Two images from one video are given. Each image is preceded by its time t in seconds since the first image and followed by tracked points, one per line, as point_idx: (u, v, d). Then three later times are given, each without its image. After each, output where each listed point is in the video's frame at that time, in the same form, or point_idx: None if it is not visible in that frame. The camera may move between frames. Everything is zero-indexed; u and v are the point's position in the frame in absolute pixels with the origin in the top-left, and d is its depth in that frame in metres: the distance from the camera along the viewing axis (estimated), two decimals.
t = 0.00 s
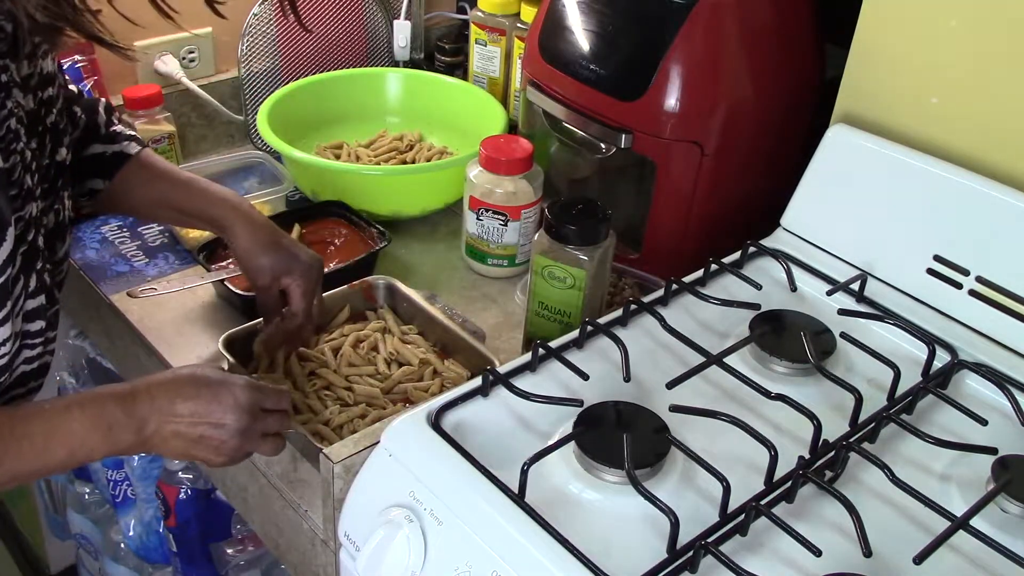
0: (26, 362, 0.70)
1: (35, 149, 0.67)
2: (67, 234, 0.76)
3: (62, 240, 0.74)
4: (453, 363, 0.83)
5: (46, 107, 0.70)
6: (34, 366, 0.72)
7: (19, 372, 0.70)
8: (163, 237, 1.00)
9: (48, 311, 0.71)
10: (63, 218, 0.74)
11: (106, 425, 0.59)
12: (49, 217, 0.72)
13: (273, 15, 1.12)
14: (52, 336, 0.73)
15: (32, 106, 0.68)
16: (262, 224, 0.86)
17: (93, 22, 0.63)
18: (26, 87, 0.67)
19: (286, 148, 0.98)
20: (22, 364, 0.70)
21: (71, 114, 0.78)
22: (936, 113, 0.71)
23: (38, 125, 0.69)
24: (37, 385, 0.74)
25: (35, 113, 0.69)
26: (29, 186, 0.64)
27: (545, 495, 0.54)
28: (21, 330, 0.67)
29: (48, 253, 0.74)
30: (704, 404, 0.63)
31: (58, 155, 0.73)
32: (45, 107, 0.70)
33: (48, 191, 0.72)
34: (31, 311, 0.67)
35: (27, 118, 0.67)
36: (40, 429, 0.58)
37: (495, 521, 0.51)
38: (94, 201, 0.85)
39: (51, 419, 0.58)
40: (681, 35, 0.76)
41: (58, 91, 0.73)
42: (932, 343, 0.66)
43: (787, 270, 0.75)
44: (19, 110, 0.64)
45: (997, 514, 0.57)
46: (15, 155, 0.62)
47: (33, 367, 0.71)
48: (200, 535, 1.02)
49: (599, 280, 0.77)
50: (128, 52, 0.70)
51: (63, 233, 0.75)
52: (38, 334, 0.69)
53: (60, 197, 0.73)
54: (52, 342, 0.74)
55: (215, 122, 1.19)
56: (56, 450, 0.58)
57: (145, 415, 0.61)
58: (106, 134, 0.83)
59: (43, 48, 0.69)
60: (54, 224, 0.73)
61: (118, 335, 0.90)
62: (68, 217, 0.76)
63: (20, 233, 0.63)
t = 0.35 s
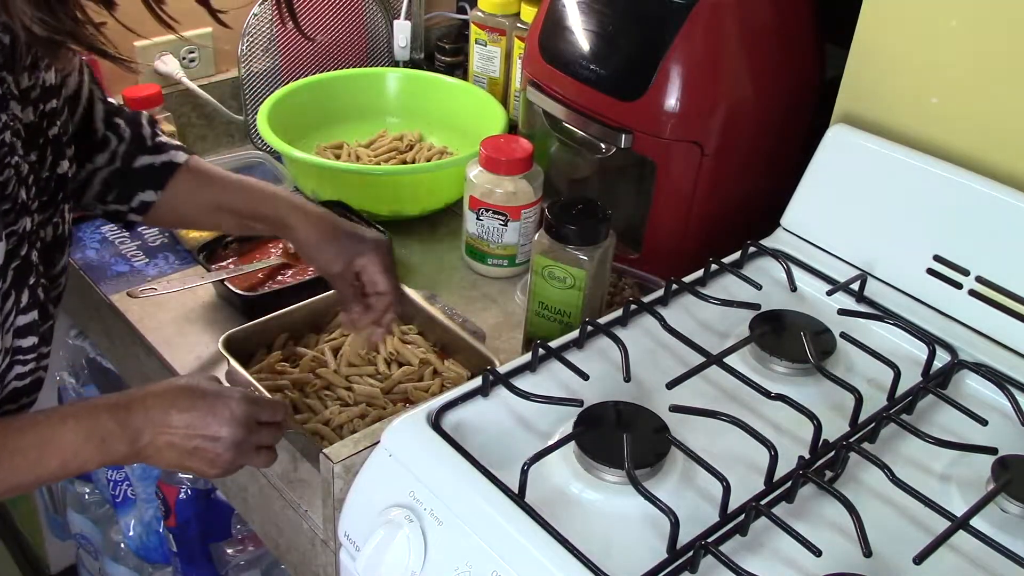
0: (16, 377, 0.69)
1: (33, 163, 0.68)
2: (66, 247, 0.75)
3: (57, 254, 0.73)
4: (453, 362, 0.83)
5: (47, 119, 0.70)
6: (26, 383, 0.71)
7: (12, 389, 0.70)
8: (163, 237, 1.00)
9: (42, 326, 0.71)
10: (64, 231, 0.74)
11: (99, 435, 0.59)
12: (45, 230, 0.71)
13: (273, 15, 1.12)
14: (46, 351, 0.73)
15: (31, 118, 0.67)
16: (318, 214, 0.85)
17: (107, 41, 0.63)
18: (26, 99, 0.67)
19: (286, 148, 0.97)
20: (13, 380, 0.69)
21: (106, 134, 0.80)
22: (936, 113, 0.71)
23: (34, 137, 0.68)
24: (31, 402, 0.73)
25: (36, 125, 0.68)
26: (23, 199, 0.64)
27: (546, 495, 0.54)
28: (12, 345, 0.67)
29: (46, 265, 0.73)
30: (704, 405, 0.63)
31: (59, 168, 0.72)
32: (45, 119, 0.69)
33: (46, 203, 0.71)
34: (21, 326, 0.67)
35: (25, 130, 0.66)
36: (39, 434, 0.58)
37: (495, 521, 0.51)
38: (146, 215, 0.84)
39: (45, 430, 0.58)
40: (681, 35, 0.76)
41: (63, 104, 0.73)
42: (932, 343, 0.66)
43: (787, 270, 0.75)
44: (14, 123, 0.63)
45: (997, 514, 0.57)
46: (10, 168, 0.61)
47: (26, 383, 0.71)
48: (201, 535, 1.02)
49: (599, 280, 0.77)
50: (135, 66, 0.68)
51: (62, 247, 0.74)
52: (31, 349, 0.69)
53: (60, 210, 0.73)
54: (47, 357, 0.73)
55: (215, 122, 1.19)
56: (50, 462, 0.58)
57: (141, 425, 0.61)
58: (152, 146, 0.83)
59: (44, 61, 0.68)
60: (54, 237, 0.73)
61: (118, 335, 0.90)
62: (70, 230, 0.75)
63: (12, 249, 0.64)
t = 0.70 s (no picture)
0: (15, 393, 0.67)
1: (37, 176, 0.69)
2: (71, 263, 0.74)
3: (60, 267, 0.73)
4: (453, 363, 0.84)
5: (57, 132, 0.70)
6: (24, 399, 0.68)
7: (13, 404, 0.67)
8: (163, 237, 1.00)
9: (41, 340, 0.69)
10: (70, 244, 0.73)
11: (102, 444, 0.59)
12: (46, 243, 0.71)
13: (273, 15, 1.12)
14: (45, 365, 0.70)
15: (37, 130, 0.68)
16: (343, 270, 0.82)
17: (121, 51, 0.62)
18: (33, 113, 0.67)
19: (286, 148, 0.97)
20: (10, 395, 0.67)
21: (135, 172, 0.79)
22: (936, 113, 0.71)
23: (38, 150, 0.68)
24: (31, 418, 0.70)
25: (43, 138, 0.69)
26: (25, 213, 0.64)
27: (546, 495, 0.54)
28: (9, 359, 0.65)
29: (48, 279, 0.73)
30: (704, 405, 0.63)
31: (67, 182, 0.72)
32: (54, 132, 0.70)
33: (51, 215, 0.71)
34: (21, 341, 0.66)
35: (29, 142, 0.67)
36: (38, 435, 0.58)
37: (496, 521, 0.51)
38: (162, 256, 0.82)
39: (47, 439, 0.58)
40: (682, 36, 0.76)
41: (78, 120, 0.73)
42: (932, 343, 0.66)
43: (787, 270, 0.75)
44: (19, 136, 0.64)
45: (997, 514, 0.57)
46: (10, 182, 0.61)
47: (24, 399, 0.68)
48: (201, 534, 1.02)
49: (599, 280, 0.77)
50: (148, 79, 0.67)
51: (68, 261, 0.73)
52: (30, 364, 0.67)
53: (67, 224, 0.72)
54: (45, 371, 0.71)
55: (214, 121, 1.19)
56: (52, 465, 0.58)
57: (145, 432, 0.61)
58: (179, 190, 0.81)
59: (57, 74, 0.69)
60: (59, 250, 0.72)
61: (118, 335, 0.90)
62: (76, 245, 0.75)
63: (11, 262, 0.63)
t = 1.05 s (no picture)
0: (29, 394, 0.64)
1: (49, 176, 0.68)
2: (81, 263, 0.73)
3: (72, 265, 0.72)
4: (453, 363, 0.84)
5: (68, 132, 0.69)
6: (39, 399, 0.66)
7: (27, 406, 0.64)
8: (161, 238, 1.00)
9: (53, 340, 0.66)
10: (81, 244, 0.72)
11: (125, 437, 0.59)
12: (61, 243, 0.70)
13: (273, 15, 1.12)
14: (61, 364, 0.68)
15: (49, 132, 0.68)
16: (321, 267, 0.84)
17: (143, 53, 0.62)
18: (46, 113, 0.67)
19: (286, 148, 0.97)
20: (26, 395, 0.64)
21: (111, 172, 0.77)
22: (936, 113, 0.71)
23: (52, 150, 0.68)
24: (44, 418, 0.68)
25: (55, 139, 0.68)
26: (39, 215, 0.62)
27: (546, 495, 0.54)
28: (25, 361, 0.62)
29: (59, 278, 0.71)
30: (704, 404, 0.63)
31: (77, 182, 0.72)
32: (67, 132, 0.69)
33: (62, 215, 0.70)
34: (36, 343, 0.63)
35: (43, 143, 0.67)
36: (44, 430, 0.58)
37: (496, 522, 0.51)
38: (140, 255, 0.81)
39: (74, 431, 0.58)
40: (681, 36, 0.76)
41: (88, 120, 0.73)
42: (932, 343, 0.66)
43: (787, 270, 0.75)
44: (32, 137, 0.63)
45: (997, 514, 0.57)
46: (27, 183, 0.60)
47: (39, 399, 0.65)
48: (201, 535, 1.02)
49: (599, 280, 0.77)
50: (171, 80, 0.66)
51: (78, 260, 0.72)
52: (45, 363, 0.64)
53: (77, 223, 0.72)
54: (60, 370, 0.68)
55: (214, 121, 1.19)
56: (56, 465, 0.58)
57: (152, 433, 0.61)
58: (155, 189, 0.80)
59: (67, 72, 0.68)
60: (70, 250, 0.71)
61: (118, 335, 0.90)
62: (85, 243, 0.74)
63: (26, 262, 0.61)
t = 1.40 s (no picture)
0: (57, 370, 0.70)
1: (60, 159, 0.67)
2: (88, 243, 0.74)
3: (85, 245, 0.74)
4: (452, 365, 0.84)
5: (71, 115, 0.69)
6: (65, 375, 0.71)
7: (51, 381, 0.69)
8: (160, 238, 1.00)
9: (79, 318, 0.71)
10: (87, 225, 0.74)
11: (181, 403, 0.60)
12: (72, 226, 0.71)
13: (273, 15, 1.12)
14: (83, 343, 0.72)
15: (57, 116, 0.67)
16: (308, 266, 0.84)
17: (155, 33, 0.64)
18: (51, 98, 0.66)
19: (286, 151, 0.97)
20: (55, 374, 0.70)
21: (107, 168, 0.76)
22: (935, 113, 0.71)
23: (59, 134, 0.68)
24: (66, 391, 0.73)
25: (61, 122, 0.68)
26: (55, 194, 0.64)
27: (546, 495, 0.54)
28: (53, 340, 0.67)
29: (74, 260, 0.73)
30: (704, 404, 0.63)
31: (83, 164, 0.72)
32: (71, 116, 0.69)
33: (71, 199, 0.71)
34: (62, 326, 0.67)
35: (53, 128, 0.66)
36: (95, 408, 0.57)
37: (496, 522, 0.51)
38: (133, 252, 0.81)
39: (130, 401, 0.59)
40: (682, 35, 0.76)
41: (89, 100, 0.72)
42: (932, 343, 0.66)
43: (787, 271, 0.75)
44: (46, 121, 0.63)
45: (997, 513, 0.57)
46: (48, 164, 0.62)
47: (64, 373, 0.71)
48: (201, 535, 1.02)
49: (599, 280, 0.77)
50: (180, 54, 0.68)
51: (85, 241, 0.74)
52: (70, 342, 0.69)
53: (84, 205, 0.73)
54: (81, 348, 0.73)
55: (214, 121, 1.19)
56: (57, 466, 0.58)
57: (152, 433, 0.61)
58: (150, 186, 0.80)
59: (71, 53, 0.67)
60: (78, 233, 0.72)
61: (118, 335, 0.90)
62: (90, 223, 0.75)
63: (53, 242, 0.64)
